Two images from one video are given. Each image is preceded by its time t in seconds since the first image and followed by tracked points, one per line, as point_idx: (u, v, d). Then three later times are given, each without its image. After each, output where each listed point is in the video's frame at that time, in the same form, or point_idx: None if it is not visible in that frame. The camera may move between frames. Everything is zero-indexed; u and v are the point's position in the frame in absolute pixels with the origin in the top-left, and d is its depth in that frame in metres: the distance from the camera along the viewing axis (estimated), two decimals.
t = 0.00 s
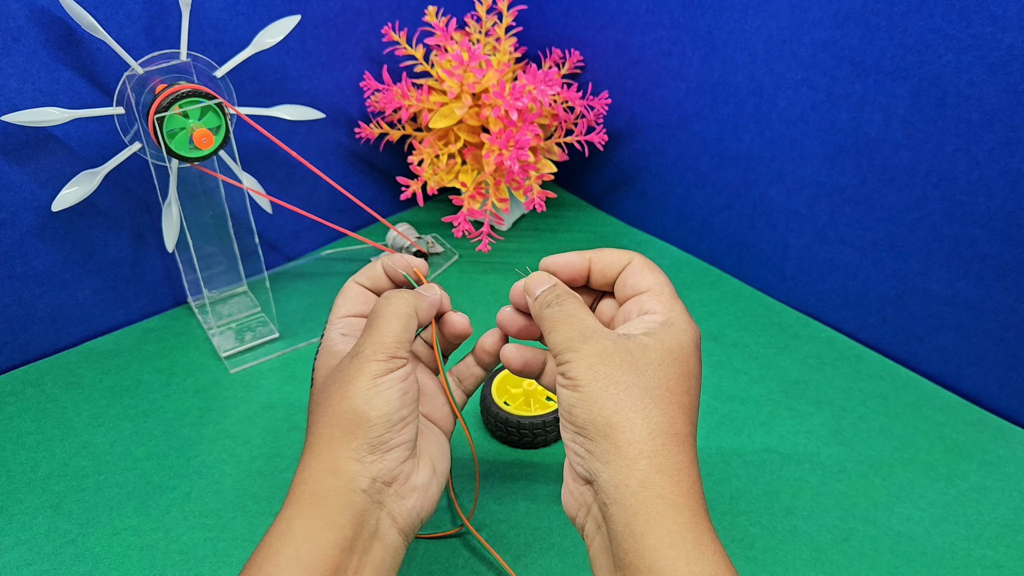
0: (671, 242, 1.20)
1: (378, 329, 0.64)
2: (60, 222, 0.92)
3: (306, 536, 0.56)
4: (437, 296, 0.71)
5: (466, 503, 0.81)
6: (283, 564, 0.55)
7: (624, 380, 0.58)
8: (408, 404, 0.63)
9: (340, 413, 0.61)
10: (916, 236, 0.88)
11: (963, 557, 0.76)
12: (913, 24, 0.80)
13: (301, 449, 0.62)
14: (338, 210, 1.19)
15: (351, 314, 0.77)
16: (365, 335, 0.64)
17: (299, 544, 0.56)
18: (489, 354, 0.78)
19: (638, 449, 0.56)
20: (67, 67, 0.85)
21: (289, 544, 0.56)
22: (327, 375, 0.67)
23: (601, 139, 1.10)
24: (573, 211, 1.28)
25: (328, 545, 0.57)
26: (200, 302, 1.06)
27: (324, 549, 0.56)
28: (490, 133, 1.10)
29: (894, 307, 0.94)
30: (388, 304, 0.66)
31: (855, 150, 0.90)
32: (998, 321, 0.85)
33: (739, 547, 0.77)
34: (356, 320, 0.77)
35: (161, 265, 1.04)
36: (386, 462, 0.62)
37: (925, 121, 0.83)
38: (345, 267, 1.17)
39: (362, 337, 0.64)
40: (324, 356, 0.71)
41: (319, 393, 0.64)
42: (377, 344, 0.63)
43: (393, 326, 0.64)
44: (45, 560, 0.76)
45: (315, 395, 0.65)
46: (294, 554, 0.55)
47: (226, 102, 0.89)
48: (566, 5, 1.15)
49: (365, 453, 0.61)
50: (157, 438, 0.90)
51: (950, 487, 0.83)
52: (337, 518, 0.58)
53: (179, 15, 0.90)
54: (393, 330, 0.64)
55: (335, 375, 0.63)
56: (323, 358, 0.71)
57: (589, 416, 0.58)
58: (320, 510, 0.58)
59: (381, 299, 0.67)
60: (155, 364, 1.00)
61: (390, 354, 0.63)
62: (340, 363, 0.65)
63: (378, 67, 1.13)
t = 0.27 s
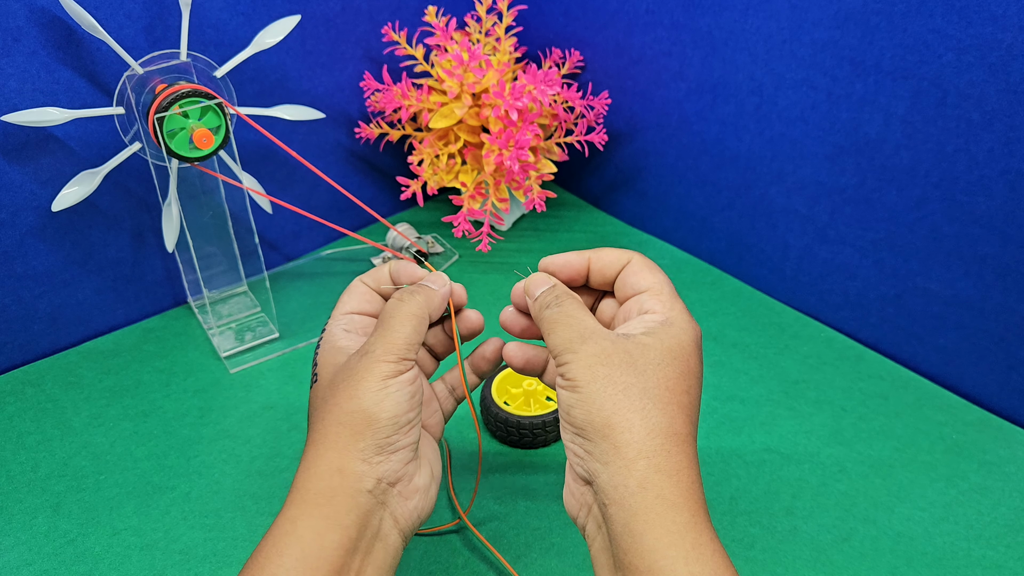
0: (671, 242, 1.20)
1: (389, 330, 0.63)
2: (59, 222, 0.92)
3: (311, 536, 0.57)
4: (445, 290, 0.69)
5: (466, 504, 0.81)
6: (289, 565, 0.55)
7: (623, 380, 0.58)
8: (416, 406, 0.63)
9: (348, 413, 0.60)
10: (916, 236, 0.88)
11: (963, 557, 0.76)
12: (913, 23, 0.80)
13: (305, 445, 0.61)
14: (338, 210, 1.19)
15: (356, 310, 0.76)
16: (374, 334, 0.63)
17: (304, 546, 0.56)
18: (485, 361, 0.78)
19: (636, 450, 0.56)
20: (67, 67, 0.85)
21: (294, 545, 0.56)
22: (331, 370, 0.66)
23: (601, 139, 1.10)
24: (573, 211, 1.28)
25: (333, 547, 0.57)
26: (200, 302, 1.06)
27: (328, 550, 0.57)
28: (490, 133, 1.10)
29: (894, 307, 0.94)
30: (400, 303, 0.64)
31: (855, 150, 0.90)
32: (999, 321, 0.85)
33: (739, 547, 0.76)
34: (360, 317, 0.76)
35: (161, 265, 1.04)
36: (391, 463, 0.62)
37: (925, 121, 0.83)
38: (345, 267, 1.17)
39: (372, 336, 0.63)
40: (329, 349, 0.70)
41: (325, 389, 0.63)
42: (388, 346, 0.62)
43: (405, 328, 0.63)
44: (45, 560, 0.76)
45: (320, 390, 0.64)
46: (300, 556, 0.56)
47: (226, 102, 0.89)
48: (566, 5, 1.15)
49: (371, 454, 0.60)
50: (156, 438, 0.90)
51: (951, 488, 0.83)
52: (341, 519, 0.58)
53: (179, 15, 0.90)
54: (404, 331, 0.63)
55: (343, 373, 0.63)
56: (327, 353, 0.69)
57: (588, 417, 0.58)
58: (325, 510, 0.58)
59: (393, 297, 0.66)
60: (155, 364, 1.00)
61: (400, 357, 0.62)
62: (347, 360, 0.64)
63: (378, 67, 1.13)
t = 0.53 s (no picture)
0: (671, 242, 1.20)
1: (429, 344, 0.62)
2: (59, 222, 0.92)
3: (316, 538, 0.57)
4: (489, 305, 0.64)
5: (467, 505, 0.81)
6: (292, 567, 0.55)
7: (627, 390, 0.57)
8: (436, 421, 0.63)
9: (374, 420, 0.60)
10: (916, 236, 0.88)
11: (962, 557, 0.76)
12: (913, 24, 0.80)
13: (320, 442, 0.61)
14: (338, 210, 1.19)
15: (386, 304, 0.75)
16: (412, 344, 0.63)
17: (309, 547, 0.56)
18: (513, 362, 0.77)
19: (642, 460, 0.56)
20: (67, 67, 0.85)
21: (299, 546, 0.56)
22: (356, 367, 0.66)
23: (601, 139, 1.10)
24: (573, 211, 1.28)
25: (337, 552, 0.57)
26: (200, 302, 1.06)
27: (332, 554, 0.57)
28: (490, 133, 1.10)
29: (894, 307, 0.95)
30: (447, 321, 0.62)
31: (855, 150, 0.90)
32: (998, 322, 0.85)
33: (738, 547, 0.77)
34: (391, 312, 0.75)
35: (161, 265, 1.04)
36: (404, 473, 0.62)
37: (925, 122, 0.83)
38: (345, 267, 1.17)
39: (408, 346, 0.63)
40: (357, 340, 0.69)
41: (350, 388, 0.63)
42: (425, 361, 0.62)
43: (446, 348, 0.62)
44: (45, 560, 0.76)
45: (343, 388, 0.64)
46: (303, 557, 0.56)
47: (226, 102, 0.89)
48: (566, 5, 1.15)
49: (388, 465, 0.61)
50: (156, 438, 0.90)
51: (950, 488, 0.83)
52: (349, 525, 0.58)
53: (179, 15, 0.90)
54: (445, 350, 0.62)
55: (371, 377, 0.62)
56: (353, 347, 0.69)
57: (591, 428, 0.57)
58: (334, 514, 0.58)
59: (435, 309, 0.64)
60: (155, 364, 1.00)
61: (434, 374, 0.62)
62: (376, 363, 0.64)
63: (378, 67, 1.13)
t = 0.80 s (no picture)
0: (671, 242, 1.20)
1: (439, 352, 0.62)
2: (59, 222, 0.92)
3: (324, 544, 0.57)
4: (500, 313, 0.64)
5: (469, 504, 0.81)
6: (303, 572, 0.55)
7: (623, 393, 0.58)
8: (446, 428, 0.63)
9: (385, 425, 0.60)
10: (916, 236, 0.88)
11: (963, 557, 0.76)
12: (913, 24, 0.80)
13: (332, 446, 0.61)
14: (338, 210, 1.19)
15: (395, 312, 0.75)
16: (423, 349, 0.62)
17: (319, 552, 0.56)
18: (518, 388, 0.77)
19: (627, 463, 0.56)
20: (67, 67, 0.85)
21: (309, 551, 0.56)
22: (370, 371, 0.65)
23: (601, 139, 1.10)
24: (573, 211, 1.28)
25: (346, 558, 0.57)
26: (200, 302, 1.06)
27: (341, 561, 0.57)
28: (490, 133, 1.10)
29: (894, 307, 0.94)
30: (454, 329, 0.63)
31: (855, 150, 0.90)
32: (999, 322, 0.85)
33: (739, 547, 0.76)
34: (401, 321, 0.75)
35: (161, 265, 1.04)
36: (414, 480, 0.62)
37: (925, 121, 0.83)
38: (345, 267, 1.17)
39: (419, 353, 0.63)
40: (370, 346, 0.69)
41: (363, 391, 0.63)
42: (435, 367, 0.62)
43: (457, 356, 0.62)
44: (45, 560, 0.76)
45: (354, 394, 0.64)
46: (313, 563, 0.56)
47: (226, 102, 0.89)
48: (566, 5, 1.15)
49: (400, 472, 0.61)
50: (156, 438, 0.90)
51: (951, 488, 0.83)
52: (358, 530, 0.58)
53: (179, 15, 0.90)
54: (454, 357, 0.62)
55: (385, 384, 0.62)
56: (364, 353, 0.68)
57: (584, 427, 0.58)
58: (345, 520, 0.58)
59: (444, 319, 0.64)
60: (155, 364, 1.00)
61: (443, 380, 0.62)
62: (391, 370, 0.63)
63: (378, 67, 1.13)
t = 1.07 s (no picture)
0: (671, 242, 1.20)
1: (477, 379, 0.61)
2: (59, 222, 0.92)
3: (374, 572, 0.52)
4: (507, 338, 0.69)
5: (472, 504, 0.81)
6: None
7: (629, 389, 0.57)
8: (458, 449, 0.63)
9: (436, 450, 0.57)
10: (916, 236, 0.88)
11: (962, 557, 0.76)
12: (913, 24, 0.80)
13: (380, 470, 0.55)
14: (338, 209, 1.19)
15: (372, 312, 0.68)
16: (464, 374, 0.61)
17: None
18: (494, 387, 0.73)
19: (635, 459, 0.56)
20: (67, 67, 0.85)
21: None
22: (409, 382, 0.59)
23: (601, 139, 1.10)
24: (573, 211, 1.28)
25: None
26: (200, 302, 1.06)
27: None
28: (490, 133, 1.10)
29: (894, 307, 0.94)
30: (484, 351, 0.63)
31: (855, 150, 0.90)
32: (998, 322, 0.85)
33: (738, 547, 0.77)
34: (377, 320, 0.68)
35: (161, 265, 1.04)
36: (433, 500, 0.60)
37: (925, 122, 0.83)
38: (345, 267, 1.17)
39: (461, 376, 0.61)
40: (399, 350, 0.61)
41: (407, 412, 0.58)
42: (474, 395, 0.61)
43: (485, 378, 0.62)
44: (45, 560, 0.76)
45: (387, 411, 0.58)
46: None
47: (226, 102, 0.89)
48: (566, 5, 1.15)
49: (439, 497, 0.57)
50: (156, 438, 0.90)
51: (950, 488, 0.83)
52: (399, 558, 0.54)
53: (179, 15, 0.90)
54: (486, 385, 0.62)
55: (434, 403, 0.58)
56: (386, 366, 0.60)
57: (590, 423, 0.57)
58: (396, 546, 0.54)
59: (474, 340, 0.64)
60: (155, 364, 1.00)
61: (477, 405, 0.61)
62: (435, 385, 0.59)
63: (378, 67, 1.13)
